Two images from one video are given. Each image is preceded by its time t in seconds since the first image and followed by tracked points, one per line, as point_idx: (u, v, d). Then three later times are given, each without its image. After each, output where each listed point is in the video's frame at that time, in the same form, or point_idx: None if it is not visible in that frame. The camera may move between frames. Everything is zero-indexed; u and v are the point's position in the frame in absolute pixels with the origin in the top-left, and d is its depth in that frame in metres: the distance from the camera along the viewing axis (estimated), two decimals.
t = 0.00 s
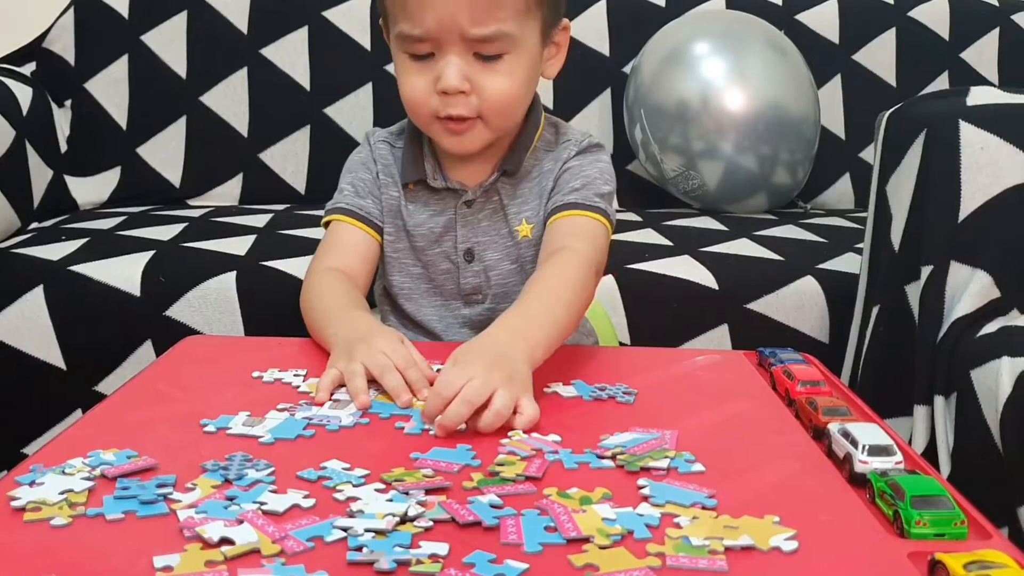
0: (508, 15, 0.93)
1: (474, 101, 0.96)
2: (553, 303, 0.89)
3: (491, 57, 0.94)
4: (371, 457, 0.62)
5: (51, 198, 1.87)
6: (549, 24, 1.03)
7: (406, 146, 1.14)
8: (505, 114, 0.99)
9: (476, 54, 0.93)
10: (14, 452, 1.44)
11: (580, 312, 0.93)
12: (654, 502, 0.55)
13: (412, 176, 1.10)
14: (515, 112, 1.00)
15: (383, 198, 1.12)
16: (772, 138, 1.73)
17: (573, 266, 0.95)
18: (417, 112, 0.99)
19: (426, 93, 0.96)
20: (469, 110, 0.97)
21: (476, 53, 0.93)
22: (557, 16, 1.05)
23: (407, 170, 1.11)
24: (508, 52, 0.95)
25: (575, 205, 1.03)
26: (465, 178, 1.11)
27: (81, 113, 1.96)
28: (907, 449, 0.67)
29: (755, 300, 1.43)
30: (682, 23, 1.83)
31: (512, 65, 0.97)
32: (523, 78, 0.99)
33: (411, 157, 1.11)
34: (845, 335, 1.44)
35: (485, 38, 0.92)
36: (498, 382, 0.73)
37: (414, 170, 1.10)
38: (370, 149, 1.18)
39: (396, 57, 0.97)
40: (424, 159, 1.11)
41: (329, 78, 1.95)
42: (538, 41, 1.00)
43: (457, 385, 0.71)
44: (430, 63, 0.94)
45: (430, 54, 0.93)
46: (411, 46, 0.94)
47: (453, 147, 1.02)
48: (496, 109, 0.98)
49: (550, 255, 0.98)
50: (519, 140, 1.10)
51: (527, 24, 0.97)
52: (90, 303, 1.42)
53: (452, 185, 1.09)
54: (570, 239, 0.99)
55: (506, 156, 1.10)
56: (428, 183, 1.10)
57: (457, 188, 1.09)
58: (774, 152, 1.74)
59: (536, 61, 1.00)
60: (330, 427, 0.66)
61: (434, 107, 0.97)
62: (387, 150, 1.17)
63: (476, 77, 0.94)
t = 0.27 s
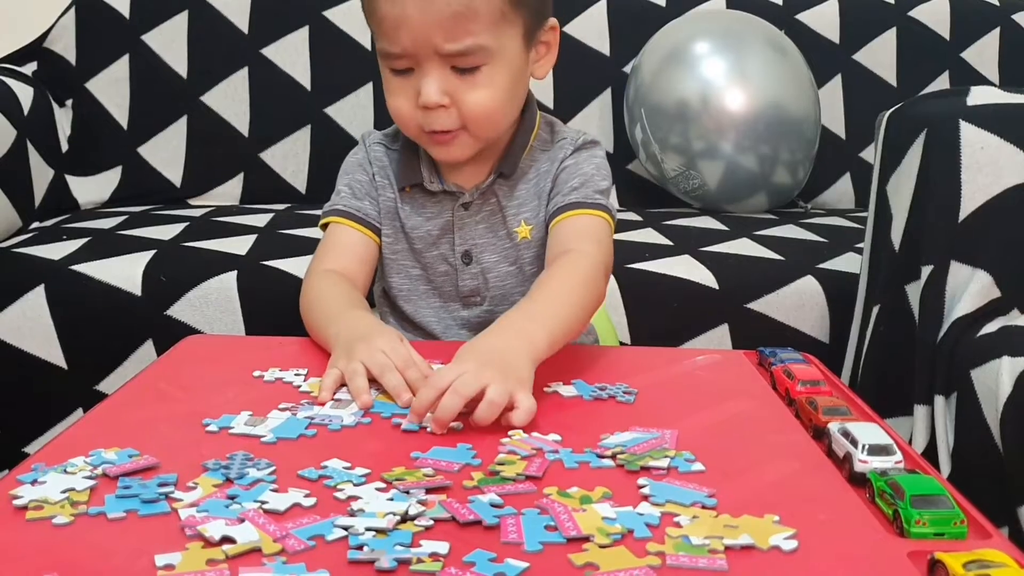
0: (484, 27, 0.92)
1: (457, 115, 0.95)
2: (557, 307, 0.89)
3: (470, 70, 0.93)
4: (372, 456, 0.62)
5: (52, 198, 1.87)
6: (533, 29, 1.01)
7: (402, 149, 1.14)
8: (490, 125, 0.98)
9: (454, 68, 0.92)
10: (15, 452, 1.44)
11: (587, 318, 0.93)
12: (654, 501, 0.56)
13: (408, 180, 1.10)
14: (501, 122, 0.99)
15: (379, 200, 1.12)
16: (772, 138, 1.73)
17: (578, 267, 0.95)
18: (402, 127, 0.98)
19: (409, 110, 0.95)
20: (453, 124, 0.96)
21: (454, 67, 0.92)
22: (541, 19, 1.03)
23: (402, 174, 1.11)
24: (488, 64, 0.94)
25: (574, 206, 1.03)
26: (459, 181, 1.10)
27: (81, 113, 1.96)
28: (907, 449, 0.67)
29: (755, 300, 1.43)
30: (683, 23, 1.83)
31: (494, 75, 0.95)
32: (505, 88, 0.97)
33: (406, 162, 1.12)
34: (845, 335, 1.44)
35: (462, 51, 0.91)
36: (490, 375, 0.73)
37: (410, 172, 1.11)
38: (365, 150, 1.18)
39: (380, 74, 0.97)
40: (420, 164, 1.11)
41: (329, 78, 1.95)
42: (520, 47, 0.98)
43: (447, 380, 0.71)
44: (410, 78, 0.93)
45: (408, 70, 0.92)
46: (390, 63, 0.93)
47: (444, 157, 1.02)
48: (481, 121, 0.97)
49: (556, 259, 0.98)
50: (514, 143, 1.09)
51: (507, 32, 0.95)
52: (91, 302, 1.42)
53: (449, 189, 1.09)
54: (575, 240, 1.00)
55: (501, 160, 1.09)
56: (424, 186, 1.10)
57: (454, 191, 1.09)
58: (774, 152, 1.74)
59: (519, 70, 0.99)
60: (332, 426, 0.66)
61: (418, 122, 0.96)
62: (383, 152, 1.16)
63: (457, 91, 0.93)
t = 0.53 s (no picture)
0: (481, 21, 0.91)
1: (455, 109, 0.95)
2: (560, 303, 0.88)
3: (467, 64, 0.93)
4: (372, 456, 0.62)
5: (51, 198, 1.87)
6: (526, 21, 1.01)
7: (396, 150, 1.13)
8: (488, 118, 0.99)
9: (451, 63, 0.92)
10: (14, 452, 1.44)
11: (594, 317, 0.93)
12: (652, 501, 0.56)
13: (402, 181, 1.10)
14: (498, 115, 0.99)
15: (374, 202, 1.12)
16: (772, 137, 1.73)
17: (579, 265, 0.95)
18: (399, 122, 0.98)
19: (406, 105, 0.95)
20: (451, 117, 0.96)
21: (452, 62, 0.92)
22: (534, 11, 1.03)
23: (395, 175, 1.11)
24: (485, 57, 0.94)
25: (570, 204, 1.03)
26: (455, 180, 1.10)
27: (81, 113, 1.96)
28: (905, 449, 0.67)
29: (755, 300, 1.43)
30: (682, 23, 1.83)
31: (491, 69, 0.95)
32: (502, 80, 0.97)
33: (400, 162, 1.11)
34: (845, 335, 1.44)
35: (460, 45, 0.90)
36: (487, 374, 0.72)
37: (404, 172, 1.10)
38: (360, 152, 1.18)
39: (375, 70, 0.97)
40: (414, 164, 1.10)
41: (329, 78, 1.95)
42: (515, 39, 0.98)
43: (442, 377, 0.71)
44: (406, 75, 0.93)
45: (405, 67, 0.92)
46: (386, 59, 0.93)
47: (440, 153, 1.02)
48: (478, 113, 0.97)
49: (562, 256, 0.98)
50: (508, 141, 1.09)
51: (502, 24, 0.95)
52: (90, 303, 1.42)
53: (444, 189, 1.09)
54: (577, 239, 1.00)
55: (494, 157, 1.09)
56: (418, 186, 1.10)
57: (449, 191, 1.09)
58: (773, 151, 1.74)
59: (514, 62, 0.99)
60: (333, 427, 0.66)
61: (416, 117, 0.96)
62: (377, 154, 1.16)
63: (454, 86, 0.93)
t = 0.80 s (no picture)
0: (481, 15, 0.92)
1: (453, 103, 0.95)
2: (564, 310, 0.87)
3: (466, 59, 0.93)
4: (371, 457, 0.62)
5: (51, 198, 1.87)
6: (521, 17, 1.02)
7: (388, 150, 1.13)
8: (483, 114, 0.99)
9: (451, 57, 0.92)
10: (14, 452, 1.44)
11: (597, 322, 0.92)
12: (649, 502, 0.56)
13: (394, 182, 1.10)
14: (493, 112, 1.00)
15: (367, 204, 1.12)
16: (771, 138, 1.73)
17: (585, 268, 0.94)
18: (396, 118, 0.98)
19: (405, 99, 0.95)
20: (448, 113, 0.96)
21: (451, 56, 0.92)
22: (528, 8, 1.04)
23: (389, 176, 1.11)
24: (484, 53, 0.94)
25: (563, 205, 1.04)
26: (450, 181, 1.10)
27: (81, 113, 1.96)
28: (902, 449, 0.67)
29: (754, 302, 1.44)
30: (681, 25, 1.83)
31: (490, 64, 0.96)
32: (499, 76, 0.98)
33: (392, 162, 1.11)
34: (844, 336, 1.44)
35: (463, 39, 0.91)
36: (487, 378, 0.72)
37: (397, 172, 1.10)
38: (352, 153, 1.18)
39: (371, 65, 0.96)
40: (407, 164, 1.11)
41: (329, 79, 1.95)
42: (511, 36, 0.99)
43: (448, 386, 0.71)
44: (406, 69, 0.93)
45: (404, 61, 0.92)
46: (384, 53, 0.92)
47: (435, 150, 1.02)
48: (475, 109, 0.97)
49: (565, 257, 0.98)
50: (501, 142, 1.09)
51: (501, 20, 0.95)
52: (90, 303, 1.43)
53: (436, 190, 1.09)
54: (578, 238, 1.00)
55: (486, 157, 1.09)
56: (410, 187, 1.10)
57: (441, 191, 1.09)
58: (772, 152, 1.74)
59: (510, 58, 0.99)
60: (337, 429, 0.67)
61: (413, 112, 0.96)
62: (369, 155, 1.16)
63: (453, 79, 0.93)
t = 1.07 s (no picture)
0: (478, 19, 0.92)
1: (450, 107, 0.95)
2: (554, 300, 0.88)
3: (463, 62, 0.93)
4: (370, 457, 0.62)
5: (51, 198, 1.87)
6: (518, 19, 1.02)
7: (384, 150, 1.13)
8: (481, 118, 0.99)
9: (448, 61, 0.92)
10: (14, 452, 1.44)
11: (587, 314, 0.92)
12: (648, 502, 0.56)
13: (391, 180, 1.10)
14: (491, 116, 1.00)
15: (364, 203, 1.12)
16: (770, 138, 1.73)
17: (575, 258, 0.95)
18: (393, 122, 0.98)
19: (402, 104, 0.95)
20: (446, 117, 0.96)
21: (449, 60, 0.92)
22: (524, 10, 1.04)
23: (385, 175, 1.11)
24: (481, 56, 0.94)
25: (558, 202, 1.03)
26: (447, 179, 1.10)
27: (81, 113, 1.97)
28: (901, 449, 0.67)
29: (754, 301, 1.44)
30: (680, 25, 1.83)
31: (487, 67, 0.96)
32: (496, 80, 0.98)
33: (389, 161, 1.11)
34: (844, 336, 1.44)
35: (459, 43, 0.91)
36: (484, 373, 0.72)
37: (394, 171, 1.10)
38: (349, 153, 1.18)
39: (368, 70, 0.96)
40: (403, 163, 1.11)
41: (329, 78, 1.95)
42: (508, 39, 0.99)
43: (446, 380, 0.70)
44: (404, 74, 0.93)
45: (401, 65, 0.92)
46: (381, 58, 0.93)
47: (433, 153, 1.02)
48: (473, 113, 0.98)
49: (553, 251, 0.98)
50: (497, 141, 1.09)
51: (497, 23, 0.96)
52: (90, 303, 1.43)
53: (433, 189, 1.09)
54: (569, 232, 1.00)
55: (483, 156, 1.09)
56: (407, 186, 1.10)
57: (438, 191, 1.09)
58: (772, 152, 1.74)
59: (507, 61, 0.99)
60: (336, 429, 0.67)
61: (411, 116, 0.96)
62: (366, 154, 1.16)
63: (450, 84, 0.94)
